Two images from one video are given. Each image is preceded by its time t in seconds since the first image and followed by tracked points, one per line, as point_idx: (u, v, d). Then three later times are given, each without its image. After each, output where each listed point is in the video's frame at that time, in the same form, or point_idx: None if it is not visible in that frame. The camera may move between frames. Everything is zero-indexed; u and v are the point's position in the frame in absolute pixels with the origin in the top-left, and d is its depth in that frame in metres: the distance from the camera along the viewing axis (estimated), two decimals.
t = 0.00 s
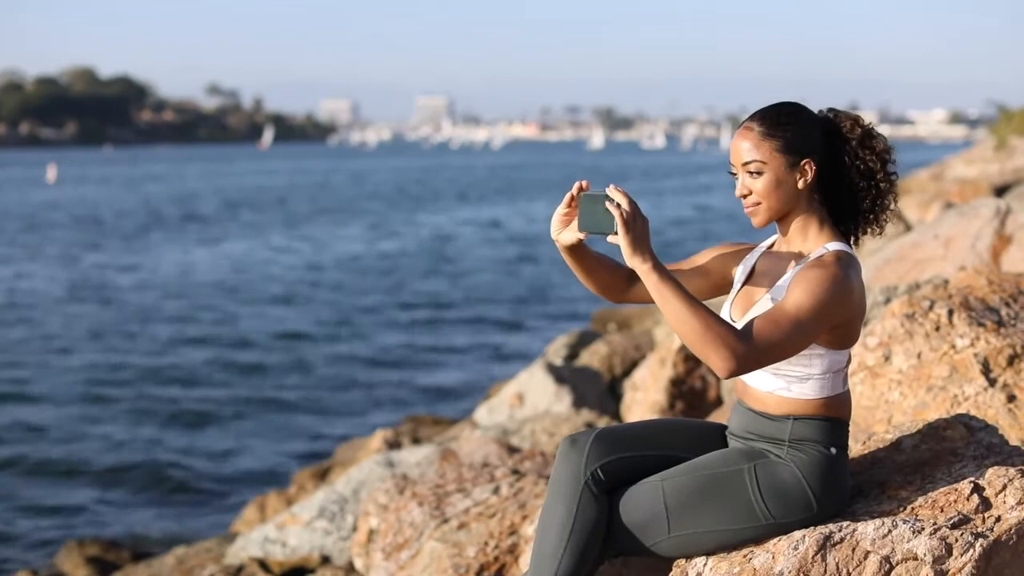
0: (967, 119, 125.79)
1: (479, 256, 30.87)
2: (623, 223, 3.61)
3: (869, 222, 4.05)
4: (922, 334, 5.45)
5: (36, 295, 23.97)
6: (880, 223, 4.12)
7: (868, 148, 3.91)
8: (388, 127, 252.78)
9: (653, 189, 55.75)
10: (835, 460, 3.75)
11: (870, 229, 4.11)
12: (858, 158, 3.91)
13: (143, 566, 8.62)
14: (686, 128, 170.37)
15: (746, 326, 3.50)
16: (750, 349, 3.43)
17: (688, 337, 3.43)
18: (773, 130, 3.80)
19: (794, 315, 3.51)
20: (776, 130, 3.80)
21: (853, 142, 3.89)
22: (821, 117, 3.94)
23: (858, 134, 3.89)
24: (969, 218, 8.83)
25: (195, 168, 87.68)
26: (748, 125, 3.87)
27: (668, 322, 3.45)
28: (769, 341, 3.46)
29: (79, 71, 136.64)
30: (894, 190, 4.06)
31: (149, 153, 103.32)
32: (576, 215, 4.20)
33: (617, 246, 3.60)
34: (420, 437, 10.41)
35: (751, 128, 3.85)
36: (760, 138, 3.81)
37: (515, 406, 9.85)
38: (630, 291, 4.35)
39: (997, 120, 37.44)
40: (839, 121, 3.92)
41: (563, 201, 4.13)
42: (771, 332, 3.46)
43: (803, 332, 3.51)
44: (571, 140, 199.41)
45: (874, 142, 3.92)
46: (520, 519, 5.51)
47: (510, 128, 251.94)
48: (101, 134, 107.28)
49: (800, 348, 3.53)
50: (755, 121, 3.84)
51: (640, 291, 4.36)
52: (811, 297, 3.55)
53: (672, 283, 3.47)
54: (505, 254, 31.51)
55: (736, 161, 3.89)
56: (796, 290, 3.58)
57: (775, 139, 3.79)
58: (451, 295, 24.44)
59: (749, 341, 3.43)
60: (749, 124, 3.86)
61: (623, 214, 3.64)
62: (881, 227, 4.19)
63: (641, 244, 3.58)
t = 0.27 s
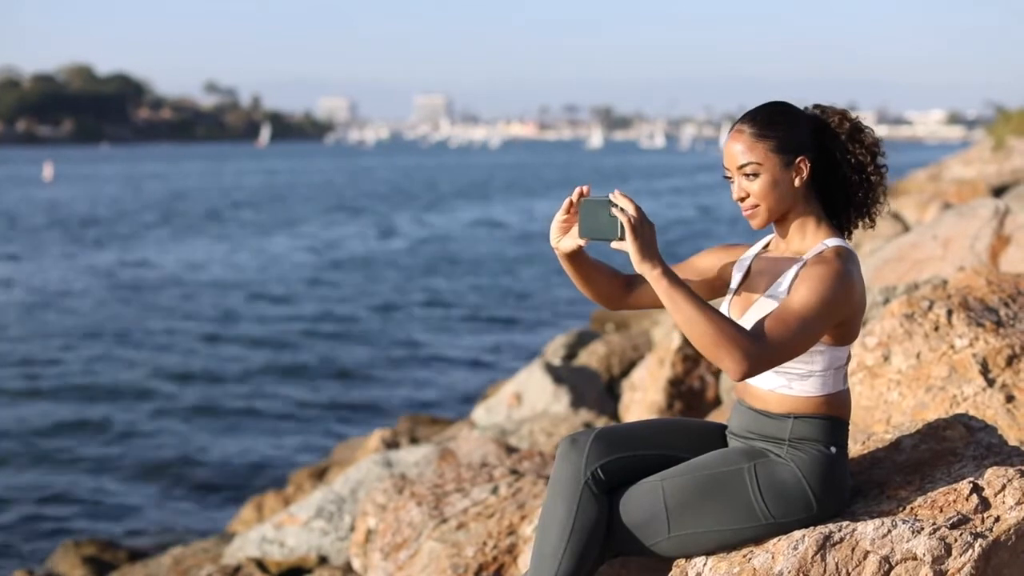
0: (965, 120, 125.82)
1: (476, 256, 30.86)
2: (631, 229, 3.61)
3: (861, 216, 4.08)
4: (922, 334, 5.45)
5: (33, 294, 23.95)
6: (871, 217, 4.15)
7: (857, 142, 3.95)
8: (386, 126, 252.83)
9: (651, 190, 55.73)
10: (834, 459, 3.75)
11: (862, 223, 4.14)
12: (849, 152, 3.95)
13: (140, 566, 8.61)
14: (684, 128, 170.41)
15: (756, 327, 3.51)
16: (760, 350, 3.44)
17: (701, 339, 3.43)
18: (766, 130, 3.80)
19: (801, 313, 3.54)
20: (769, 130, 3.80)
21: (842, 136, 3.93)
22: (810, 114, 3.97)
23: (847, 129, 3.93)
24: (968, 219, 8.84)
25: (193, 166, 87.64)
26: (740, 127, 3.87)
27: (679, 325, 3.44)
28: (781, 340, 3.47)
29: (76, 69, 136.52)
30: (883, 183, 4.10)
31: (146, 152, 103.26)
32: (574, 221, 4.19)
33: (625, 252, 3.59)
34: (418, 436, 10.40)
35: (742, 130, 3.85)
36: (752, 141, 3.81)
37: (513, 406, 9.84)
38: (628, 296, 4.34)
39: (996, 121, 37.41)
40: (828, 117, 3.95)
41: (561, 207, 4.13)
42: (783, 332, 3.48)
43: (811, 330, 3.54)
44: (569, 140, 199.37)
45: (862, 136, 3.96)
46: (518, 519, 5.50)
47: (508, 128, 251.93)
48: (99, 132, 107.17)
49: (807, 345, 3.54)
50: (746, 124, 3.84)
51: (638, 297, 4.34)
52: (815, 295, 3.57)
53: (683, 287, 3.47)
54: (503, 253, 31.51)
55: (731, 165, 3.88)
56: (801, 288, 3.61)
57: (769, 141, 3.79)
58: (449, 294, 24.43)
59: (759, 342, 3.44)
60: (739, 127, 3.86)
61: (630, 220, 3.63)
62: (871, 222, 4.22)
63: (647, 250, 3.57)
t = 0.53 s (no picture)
0: (962, 119, 125.90)
1: (474, 255, 30.88)
2: (640, 229, 3.60)
3: (857, 212, 4.09)
4: (922, 332, 5.45)
5: (30, 293, 23.92)
6: (866, 212, 4.16)
7: (851, 138, 3.96)
8: (383, 126, 252.80)
9: (649, 189, 55.74)
10: (836, 457, 3.75)
11: (858, 219, 4.15)
12: (844, 149, 3.96)
13: (138, 565, 8.60)
14: (681, 128, 170.50)
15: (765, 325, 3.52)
16: (770, 348, 3.44)
17: (712, 339, 3.42)
18: (764, 129, 3.80)
19: (808, 310, 3.56)
20: (768, 131, 3.80)
21: (836, 133, 3.94)
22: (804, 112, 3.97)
23: (841, 126, 3.94)
24: (968, 218, 8.85)
25: (190, 166, 87.61)
26: (737, 127, 3.85)
27: (688, 326, 3.44)
28: (789, 339, 3.49)
29: (74, 68, 136.37)
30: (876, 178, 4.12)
31: (143, 152, 103.18)
32: (576, 221, 4.18)
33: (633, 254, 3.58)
34: (416, 436, 10.39)
35: (740, 130, 3.84)
36: (752, 141, 3.80)
37: (512, 406, 9.83)
38: (628, 297, 4.32)
39: (993, 121, 37.42)
40: (822, 113, 3.96)
41: (564, 207, 4.13)
42: (791, 331, 3.50)
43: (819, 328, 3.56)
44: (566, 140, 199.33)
45: (856, 132, 3.98)
46: (518, 518, 5.50)
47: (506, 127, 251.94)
48: (96, 131, 107.07)
49: (814, 342, 3.56)
50: (744, 125, 3.83)
51: (638, 296, 4.32)
52: (819, 292, 3.60)
53: (693, 287, 3.46)
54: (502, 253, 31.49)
55: (730, 166, 3.86)
56: (804, 285, 3.63)
57: (768, 140, 3.78)
58: (447, 293, 24.43)
59: (768, 340, 3.44)
60: (736, 127, 3.85)
61: (638, 221, 3.61)
62: (865, 216, 4.23)
63: (655, 251, 3.56)
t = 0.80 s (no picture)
0: (960, 120, 125.95)
1: (474, 257, 30.92)
2: (646, 232, 3.60)
3: (857, 212, 4.10)
4: (923, 332, 5.46)
5: (31, 297, 23.97)
6: (866, 213, 4.17)
7: (850, 138, 3.97)
8: (382, 128, 252.88)
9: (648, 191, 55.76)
10: (839, 455, 3.76)
11: (857, 219, 4.15)
12: (844, 149, 3.97)
13: (140, 567, 8.60)
14: (680, 130, 170.65)
15: (767, 327, 3.53)
16: (774, 348, 3.45)
17: (718, 338, 3.42)
18: (769, 129, 3.80)
19: (812, 310, 3.57)
20: (770, 129, 3.80)
21: (836, 133, 3.95)
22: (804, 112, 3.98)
23: (842, 124, 3.96)
24: (968, 218, 8.86)
25: (190, 170, 87.74)
26: (739, 128, 3.85)
27: (692, 325, 3.44)
28: (794, 339, 3.49)
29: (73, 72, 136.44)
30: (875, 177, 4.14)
31: (143, 155, 103.24)
32: (579, 221, 4.18)
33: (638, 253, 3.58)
34: (417, 437, 10.39)
35: (743, 131, 3.84)
36: (754, 140, 3.80)
37: (512, 407, 9.83)
38: (629, 295, 4.32)
39: (993, 121, 37.42)
40: (821, 114, 3.97)
41: (566, 206, 4.13)
42: (795, 331, 3.51)
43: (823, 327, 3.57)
44: (565, 142, 199.36)
45: (855, 132, 3.99)
46: (520, 518, 5.50)
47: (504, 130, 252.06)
48: (96, 135, 107.15)
49: (817, 342, 3.56)
50: (746, 124, 3.84)
51: (639, 296, 4.33)
52: (822, 292, 3.61)
53: (697, 287, 3.46)
54: (501, 254, 31.50)
55: (732, 166, 3.87)
56: (807, 286, 3.64)
57: (770, 139, 3.79)
58: (446, 296, 24.44)
59: (772, 340, 3.45)
60: (738, 127, 3.85)
61: (642, 221, 3.63)
62: (865, 217, 4.24)
63: (660, 250, 3.56)
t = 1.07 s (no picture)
0: (959, 124, 126.05)
1: (473, 261, 30.93)
2: (650, 234, 3.61)
3: (859, 215, 4.10)
4: (925, 334, 5.46)
5: (30, 301, 23.95)
6: (868, 215, 4.16)
7: (852, 141, 3.98)
8: (381, 131, 252.98)
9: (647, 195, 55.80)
10: (842, 458, 3.75)
11: (859, 222, 4.15)
12: (845, 151, 3.97)
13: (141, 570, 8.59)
14: (679, 134, 170.77)
15: (771, 329, 3.53)
16: (778, 350, 3.45)
17: (722, 339, 3.42)
18: (771, 130, 3.80)
19: (815, 312, 3.57)
20: (772, 131, 3.81)
21: (837, 135, 3.95)
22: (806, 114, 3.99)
23: (843, 127, 3.97)
24: (968, 220, 8.87)
25: (189, 173, 87.78)
26: (741, 130, 3.86)
27: (696, 327, 3.44)
28: (797, 341, 3.50)
29: (72, 75, 136.54)
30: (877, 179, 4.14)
31: (142, 159, 103.26)
32: (581, 223, 4.17)
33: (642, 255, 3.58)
34: (417, 440, 10.38)
35: (745, 132, 3.84)
36: (756, 141, 3.81)
37: (513, 410, 9.82)
38: (631, 297, 4.32)
39: (991, 123, 37.46)
40: (822, 116, 3.97)
41: (569, 208, 4.12)
42: (798, 333, 3.51)
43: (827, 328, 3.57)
44: (564, 145, 199.47)
45: (857, 134, 3.99)
46: (521, 521, 5.48)
47: (503, 134, 252.21)
48: (95, 139, 107.16)
49: (821, 343, 3.56)
50: (748, 125, 3.84)
51: (641, 297, 4.32)
52: (825, 294, 3.61)
53: (702, 289, 3.47)
54: (501, 258, 31.50)
55: (734, 167, 3.87)
56: (811, 287, 3.64)
57: (773, 140, 3.79)
58: (445, 299, 24.45)
59: (776, 342, 3.45)
60: (740, 129, 3.85)
61: (646, 222, 3.63)
62: (867, 220, 4.24)
63: (664, 252, 3.56)
